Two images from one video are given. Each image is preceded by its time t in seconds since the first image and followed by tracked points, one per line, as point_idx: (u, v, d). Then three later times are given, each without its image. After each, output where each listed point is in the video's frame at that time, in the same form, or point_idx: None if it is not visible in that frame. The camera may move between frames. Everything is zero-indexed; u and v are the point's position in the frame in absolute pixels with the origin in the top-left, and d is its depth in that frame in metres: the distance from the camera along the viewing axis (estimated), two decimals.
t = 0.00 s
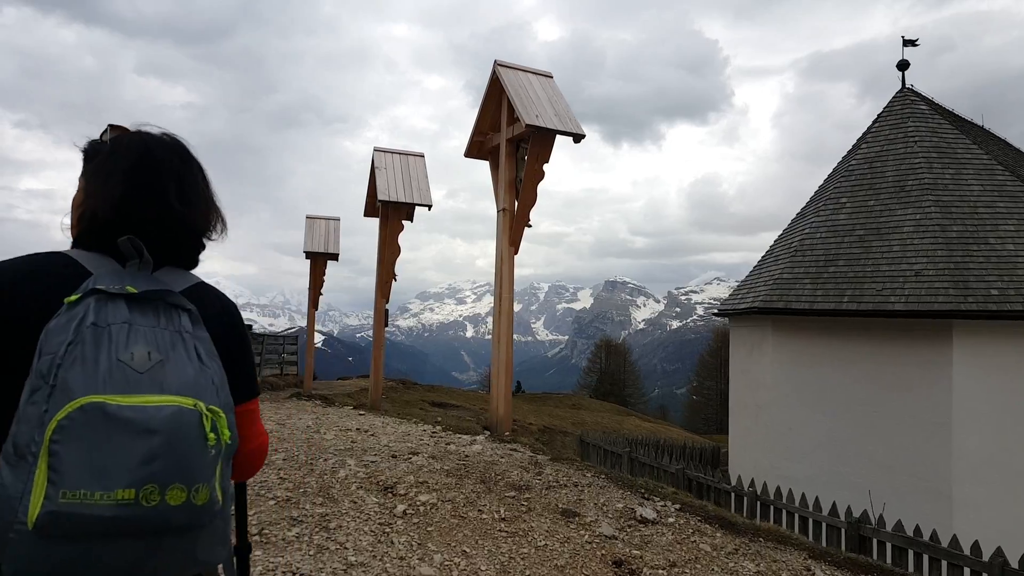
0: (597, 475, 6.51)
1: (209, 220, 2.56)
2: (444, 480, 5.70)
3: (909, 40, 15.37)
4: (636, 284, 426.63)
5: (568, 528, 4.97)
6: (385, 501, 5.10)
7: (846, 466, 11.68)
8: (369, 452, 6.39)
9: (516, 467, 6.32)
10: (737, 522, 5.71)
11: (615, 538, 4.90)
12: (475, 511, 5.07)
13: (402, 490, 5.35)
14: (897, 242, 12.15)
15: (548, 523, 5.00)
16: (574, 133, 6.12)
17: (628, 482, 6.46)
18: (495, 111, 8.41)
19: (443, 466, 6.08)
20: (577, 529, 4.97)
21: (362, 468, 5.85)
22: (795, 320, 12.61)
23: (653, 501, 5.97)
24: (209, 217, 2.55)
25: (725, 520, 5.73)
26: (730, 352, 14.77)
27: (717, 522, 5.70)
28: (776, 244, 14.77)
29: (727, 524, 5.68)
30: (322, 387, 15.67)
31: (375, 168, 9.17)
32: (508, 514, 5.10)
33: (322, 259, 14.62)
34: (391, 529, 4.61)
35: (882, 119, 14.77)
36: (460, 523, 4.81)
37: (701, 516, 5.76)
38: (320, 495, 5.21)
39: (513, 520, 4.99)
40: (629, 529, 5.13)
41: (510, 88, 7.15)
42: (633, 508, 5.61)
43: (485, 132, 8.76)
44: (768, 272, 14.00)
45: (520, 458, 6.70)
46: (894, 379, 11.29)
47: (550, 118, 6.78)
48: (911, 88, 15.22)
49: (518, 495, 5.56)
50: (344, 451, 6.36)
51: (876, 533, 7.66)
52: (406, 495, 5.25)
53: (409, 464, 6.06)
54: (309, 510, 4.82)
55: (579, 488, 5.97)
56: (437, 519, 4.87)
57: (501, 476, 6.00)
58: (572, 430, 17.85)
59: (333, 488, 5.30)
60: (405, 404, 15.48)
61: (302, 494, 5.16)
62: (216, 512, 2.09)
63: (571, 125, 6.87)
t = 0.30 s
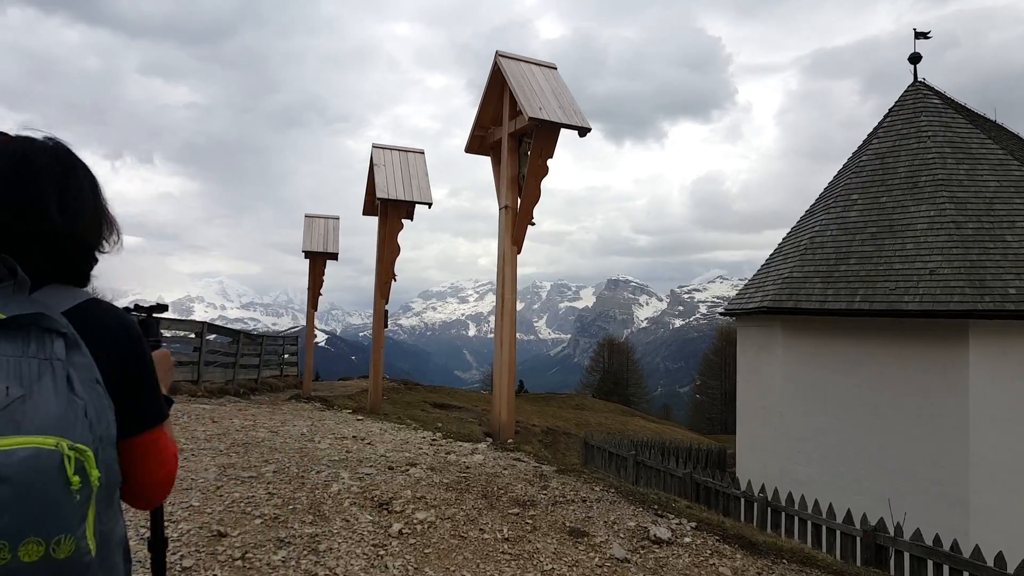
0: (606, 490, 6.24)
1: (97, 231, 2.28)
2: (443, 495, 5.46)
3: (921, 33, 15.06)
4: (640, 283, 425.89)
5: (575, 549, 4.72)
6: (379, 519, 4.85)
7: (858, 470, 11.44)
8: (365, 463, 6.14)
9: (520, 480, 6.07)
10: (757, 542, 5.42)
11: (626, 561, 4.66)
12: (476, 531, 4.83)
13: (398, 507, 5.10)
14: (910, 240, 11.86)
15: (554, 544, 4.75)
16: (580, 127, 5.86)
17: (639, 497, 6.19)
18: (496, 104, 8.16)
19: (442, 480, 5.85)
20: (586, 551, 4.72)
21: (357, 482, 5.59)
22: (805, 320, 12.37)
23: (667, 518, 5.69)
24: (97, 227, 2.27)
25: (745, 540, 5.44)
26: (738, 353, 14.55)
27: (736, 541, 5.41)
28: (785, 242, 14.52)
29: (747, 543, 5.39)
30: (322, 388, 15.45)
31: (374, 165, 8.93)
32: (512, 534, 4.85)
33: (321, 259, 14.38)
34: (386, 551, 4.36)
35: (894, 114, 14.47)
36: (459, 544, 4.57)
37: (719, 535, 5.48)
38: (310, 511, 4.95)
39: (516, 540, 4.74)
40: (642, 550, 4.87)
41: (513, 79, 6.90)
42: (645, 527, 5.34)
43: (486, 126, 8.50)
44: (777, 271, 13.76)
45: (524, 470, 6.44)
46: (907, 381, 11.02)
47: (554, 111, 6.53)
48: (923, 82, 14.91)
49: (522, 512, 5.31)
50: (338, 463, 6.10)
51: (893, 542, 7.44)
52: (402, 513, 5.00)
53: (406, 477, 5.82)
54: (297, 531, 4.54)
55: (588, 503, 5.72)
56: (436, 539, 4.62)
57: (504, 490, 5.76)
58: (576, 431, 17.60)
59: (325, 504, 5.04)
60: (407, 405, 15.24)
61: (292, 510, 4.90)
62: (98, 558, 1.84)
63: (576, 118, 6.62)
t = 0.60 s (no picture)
0: (630, 503, 5.94)
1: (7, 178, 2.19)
2: (456, 508, 5.23)
3: (946, 25, 14.63)
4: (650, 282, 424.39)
5: (599, 570, 4.43)
6: (388, 534, 4.62)
7: (883, 475, 11.11)
8: (374, 471, 5.94)
9: (537, 492, 5.82)
10: (797, 562, 5.06)
11: None
12: (492, 549, 4.58)
13: (408, 521, 4.88)
14: (938, 238, 11.47)
15: (577, 565, 4.47)
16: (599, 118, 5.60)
17: (667, 512, 5.88)
18: (511, 95, 7.93)
19: (455, 490, 5.63)
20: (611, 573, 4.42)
21: (364, 492, 5.38)
22: (828, 321, 12.03)
23: (698, 536, 5.36)
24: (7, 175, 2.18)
25: (784, 560, 5.07)
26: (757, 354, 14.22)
27: (774, 561, 5.06)
28: (806, 241, 14.16)
29: (786, 564, 5.02)
30: (332, 388, 15.28)
31: (384, 160, 8.73)
32: (529, 553, 4.58)
33: (331, 257, 14.21)
34: (393, 570, 4.12)
35: (919, 108, 14.06)
36: (474, 564, 4.33)
37: (756, 555, 5.13)
38: (315, 524, 4.74)
39: (534, 560, 4.48)
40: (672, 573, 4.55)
41: (528, 69, 6.67)
42: (676, 546, 5.02)
43: (500, 119, 8.27)
44: (797, 270, 13.42)
45: (541, 480, 6.19)
46: (935, 385, 10.66)
47: (571, 102, 6.28)
48: (949, 76, 14.47)
49: (540, 528, 5.06)
50: (345, 471, 5.90)
51: (927, 555, 7.13)
52: (413, 528, 4.78)
53: (417, 486, 5.61)
54: (300, 547, 4.32)
55: (611, 519, 5.45)
56: (449, 558, 4.39)
57: (521, 502, 5.53)
58: (588, 433, 17.32)
59: (330, 517, 4.83)
60: (417, 406, 15.04)
61: (294, 523, 4.69)
62: (6, 514, 1.64)
63: (594, 110, 6.37)
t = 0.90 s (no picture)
0: (664, 519, 5.53)
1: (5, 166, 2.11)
2: (478, 524, 4.97)
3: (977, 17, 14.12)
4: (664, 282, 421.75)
5: None
6: (404, 554, 4.38)
7: (913, 482, 10.68)
8: (390, 482, 5.73)
9: (562, 506, 5.52)
10: None
11: None
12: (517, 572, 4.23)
13: (428, 539, 4.62)
14: (971, 236, 11.01)
15: None
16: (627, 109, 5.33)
17: (708, 528, 5.44)
18: (531, 88, 7.70)
19: (475, 504, 5.37)
20: None
21: (380, 506, 5.17)
22: (854, 322, 11.61)
23: (743, 558, 4.88)
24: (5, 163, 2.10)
25: None
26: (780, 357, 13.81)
27: None
28: (830, 240, 13.71)
29: None
30: (345, 389, 15.15)
31: (399, 157, 8.53)
32: None
33: (345, 256, 14.05)
34: None
35: (948, 103, 13.56)
36: None
37: None
38: (328, 541, 4.53)
39: None
40: None
41: (550, 59, 6.42)
42: (718, 569, 4.58)
43: (520, 112, 8.04)
44: (821, 270, 12.97)
45: (567, 493, 5.89)
46: (968, 389, 10.24)
47: (596, 93, 6.03)
48: (980, 70, 13.96)
49: (570, 547, 4.72)
50: (358, 483, 5.67)
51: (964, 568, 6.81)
52: (432, 547, 4.52)
53: (434, 500, 5.38)
54: (312, 569, 4.08)
55: (646, 537, 5.05)
56: None
57: (546, 518, 5.25)
58: (605, 435, 17.01)
59: (344, 534, 4.61)
60: (431, 407, 14.84)
61: (306, 541, 4.48)
62: None
63: (619, 101, 6.10)
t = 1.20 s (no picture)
0: (696, 539, 4.68)
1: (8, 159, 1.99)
2: (497, 544, 4.21)
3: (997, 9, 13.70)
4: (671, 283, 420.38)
5: None
6: None
7: (937, 488, 10.28)
8: (399, 494, 5.01)
9: (583, 523, 4.73)
10: None
11: None
12: None
13: (439, 562, 3.88)
14: (994, 233, 10.57)
15: None
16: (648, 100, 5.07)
17: (745, 551, 4.59)
18: (545, 79, 7.46)
19: (490, 520, 4.62)
20: None
21: (386, 523, 4.39)
22: (872, 323, 11.21)
23: None
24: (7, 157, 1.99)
25: None
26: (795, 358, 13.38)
27: None
28: (846, 238, 13.26)
29: None
30: (353, 391, 14.90)
31: (408, 154, 8.30)
32: None
33: (352, 256, 13.84)
34: None
35: (967, 96, 13.03)
36: None
37: None
38: (328, 565, 3.75)
39: None
40: None
41: (566, 49, 6.18)
42: None
43: (534, 105, 7.80)
44: (838, 269, 12.52)
45: (587, 507, 5.11)
46: (992, 391, 9.88)
47: (614, 83, 5.77)
48: (1000, 63, 13.47)
49: (594, 571, 3.94)
50: (360, 496, 4.91)
51: None
52: (444, 572, 3.76)
53: (449, 515, 4.63)
54: None
55: (675, 559, 4.26)
56: None
57: (569, 537, 4.44)
58: (616, 438, 16.71)
59: (348, 556, 3.85)
60: (439, 409, 14.60)
61: (302, 566, 3.68)
62: None
63: (639, 92, 5.84)
